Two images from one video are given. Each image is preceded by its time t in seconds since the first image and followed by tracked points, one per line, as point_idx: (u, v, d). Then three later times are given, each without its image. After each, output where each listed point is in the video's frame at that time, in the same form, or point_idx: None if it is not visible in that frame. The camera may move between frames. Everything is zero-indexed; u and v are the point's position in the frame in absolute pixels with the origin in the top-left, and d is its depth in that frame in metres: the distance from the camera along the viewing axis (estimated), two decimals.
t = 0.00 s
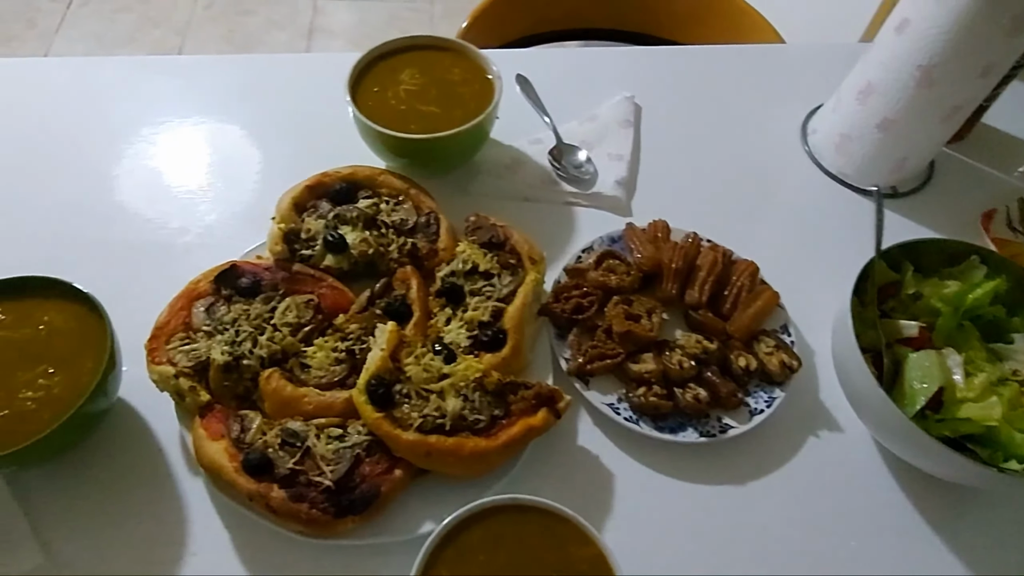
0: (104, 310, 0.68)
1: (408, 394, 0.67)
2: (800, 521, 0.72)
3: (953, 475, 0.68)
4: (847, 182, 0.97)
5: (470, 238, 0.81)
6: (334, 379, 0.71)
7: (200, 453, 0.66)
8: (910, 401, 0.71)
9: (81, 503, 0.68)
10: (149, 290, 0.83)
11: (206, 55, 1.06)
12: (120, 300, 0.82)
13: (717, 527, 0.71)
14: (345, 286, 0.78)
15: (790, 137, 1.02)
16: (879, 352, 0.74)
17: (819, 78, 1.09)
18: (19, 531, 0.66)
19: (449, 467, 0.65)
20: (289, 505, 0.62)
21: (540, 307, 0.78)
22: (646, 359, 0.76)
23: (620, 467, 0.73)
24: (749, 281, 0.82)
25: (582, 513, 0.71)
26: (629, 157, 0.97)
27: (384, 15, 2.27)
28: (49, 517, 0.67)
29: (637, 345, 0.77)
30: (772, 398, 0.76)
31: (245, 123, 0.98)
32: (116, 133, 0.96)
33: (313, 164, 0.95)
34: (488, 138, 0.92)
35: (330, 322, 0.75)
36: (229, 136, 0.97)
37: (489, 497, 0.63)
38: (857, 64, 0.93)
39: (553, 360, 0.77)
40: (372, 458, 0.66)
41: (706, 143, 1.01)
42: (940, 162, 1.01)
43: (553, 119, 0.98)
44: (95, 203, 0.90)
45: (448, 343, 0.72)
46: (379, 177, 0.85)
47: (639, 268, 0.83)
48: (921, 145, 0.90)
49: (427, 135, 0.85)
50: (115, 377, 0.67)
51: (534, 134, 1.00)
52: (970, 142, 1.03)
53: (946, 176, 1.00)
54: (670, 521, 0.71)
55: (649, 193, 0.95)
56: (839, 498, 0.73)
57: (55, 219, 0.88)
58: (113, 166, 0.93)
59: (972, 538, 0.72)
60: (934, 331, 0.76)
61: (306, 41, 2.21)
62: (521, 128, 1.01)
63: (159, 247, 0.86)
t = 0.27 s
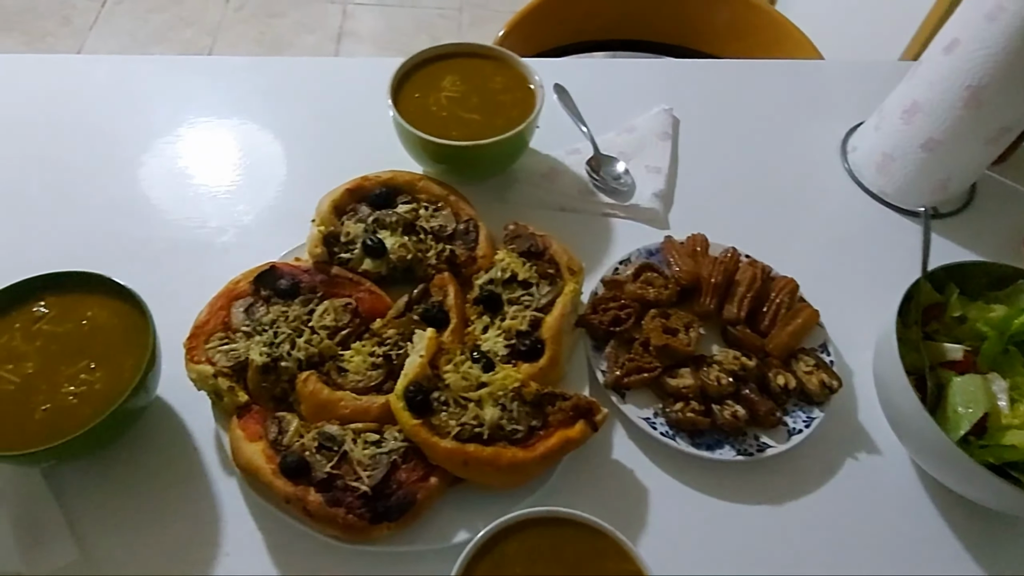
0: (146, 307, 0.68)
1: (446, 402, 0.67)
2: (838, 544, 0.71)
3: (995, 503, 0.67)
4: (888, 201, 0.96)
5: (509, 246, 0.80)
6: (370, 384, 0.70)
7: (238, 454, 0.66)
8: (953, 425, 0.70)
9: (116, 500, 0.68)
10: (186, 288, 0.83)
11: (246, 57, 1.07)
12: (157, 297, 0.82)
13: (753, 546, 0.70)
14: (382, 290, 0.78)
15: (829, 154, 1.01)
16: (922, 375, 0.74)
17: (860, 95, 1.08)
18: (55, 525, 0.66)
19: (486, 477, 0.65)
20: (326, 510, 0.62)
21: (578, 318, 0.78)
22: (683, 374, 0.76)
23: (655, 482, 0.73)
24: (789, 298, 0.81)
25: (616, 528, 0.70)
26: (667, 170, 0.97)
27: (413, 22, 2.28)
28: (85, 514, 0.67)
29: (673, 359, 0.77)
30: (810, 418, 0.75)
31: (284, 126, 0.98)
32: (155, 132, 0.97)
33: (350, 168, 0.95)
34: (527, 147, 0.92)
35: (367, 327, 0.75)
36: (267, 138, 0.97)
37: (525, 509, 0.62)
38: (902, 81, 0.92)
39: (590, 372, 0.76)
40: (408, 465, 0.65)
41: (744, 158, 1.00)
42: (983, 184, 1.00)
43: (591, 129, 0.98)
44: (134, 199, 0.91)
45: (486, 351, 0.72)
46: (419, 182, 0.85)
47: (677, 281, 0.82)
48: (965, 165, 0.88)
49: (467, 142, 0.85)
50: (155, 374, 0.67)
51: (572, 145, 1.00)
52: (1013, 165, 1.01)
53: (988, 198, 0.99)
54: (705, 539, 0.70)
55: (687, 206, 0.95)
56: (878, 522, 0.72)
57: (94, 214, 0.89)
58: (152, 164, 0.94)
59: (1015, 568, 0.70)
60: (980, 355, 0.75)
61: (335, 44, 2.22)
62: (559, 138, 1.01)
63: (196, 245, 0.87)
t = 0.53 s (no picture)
0: (177, 297, 0.69)
1: (474, 401, 0.67)
2: (868, 557, 0.69)
3: None
4: (922, 211, 0.95)
5: (539, 247, 0.80)
6: (397, 381, 0.70)
7: (265, 447, 0.66)
8: (989, 439, 0.68)
9: (142, 490, 0.68)
10: (215, 280, 0.83)
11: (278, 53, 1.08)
12: (185, 289, 0.82)
13: (780, 556, 0.69)
14: (411, 288, 0.78)
15: (863, 162, 1.00)
16: (956, 387, 0.73)
17: (895, 103, 1.06)
18: (82, 513, 0.66)
19: (512, 478, 0.64)
20: (352, 506, 0.62)
21: (606, 321, 0.77)
22: (712, 381, 0.75)
23: (682, 489, 0.72)
24: (821, 306, 0.80)
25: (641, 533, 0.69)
26: (698, 174, 0.96)
27: (439, 22, 2.29)
28: (111, 502, 0.67)
29: (702, 365, 0.76)
30: (841, 428, 0.74)
31: (314, 122, 0.99)
32: (187, 125, 0.98)
33: (379, 165, 0.95)
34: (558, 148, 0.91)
35: (395, 323, 0.74)
36: (298, 134, 0.97)
37: (552, 512, 0.62)
38: (942, 89, 0.90)
39: (617, 375, 0.76)
40: (434, 463, 0.65)
41: (776, 164, 0.99)
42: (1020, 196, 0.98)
43: (621, 131, 0.97)
44: (165, 191, 0.91)
45: (514, 351, 0.71)
46: (450, 181, 0.84)
47: (708, 286, 0.81)
48: (1005, 176, 0.87)
49: (499, 141, 0.85)
50: (184, 365, 0.67)
51: (602, 147, 0.99)
52: None
53: None
54: (731, 548, 0.69)
55: (717, 211, 0.94)
56: (908, 536, 0.71)
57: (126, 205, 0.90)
58: (184, 156, 0.94)
59: None
60: (1016, 368, 0.74)
61: (361, 43, 2.23)
62: (589, 140, 1.00)
63: (225, 238, 0.87)
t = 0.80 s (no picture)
0: (195, 284, 0.68)
1: (491, 393, 0.66)
2: (885, 559, 0.68)
3: None
4: (945, 211, 0.94)
5: (558, 240, 0.80)
6: (413, 372, 0.70)
7: (280, 435, 0.66)
8: (1012, 442, 0.67)
9: (157, 475, 0.68)
10: (232, 268, 0.83)
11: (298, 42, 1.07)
12: (202, 275, 0.82)
13: (796, 556, 0.68)
14: (428, 279, 0.78)
15: (886, 161, 0.99)
16: (979, 390, 0.72)
17: (920, 102, 1.05)
18: (97, 497, 0.66)
19: (528, 471, 0.64)
20: (367, 495, 0.62)
21: (624, 316, 0.77)
22: (731, 378, 0.74)
23: (697, 486, 0.71)
24: (842, 305, 0.79)
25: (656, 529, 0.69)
26: (719, 171, 0.95)
27: (458, 16, 2.28)
28: (126, 487, 0.68)
29: (720, 362, 0.75)
30: (860, 428, 0.73)
31: (334, 112, 0.99)
32: (207, 113, 0.98)
33: (398, 156, 0.95)
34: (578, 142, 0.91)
35: (411, 314, 0.74)
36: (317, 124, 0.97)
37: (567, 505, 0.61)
38: (970, 88, 0.88)
39: (634, 370, 0.75)
40: (449, 454, 0.65)
41: (797, 161, 0.98)
42: None
43: (641, 126, 0.96)
44: (185, 179, 0.91)
45: (531, 344, 0.71)
46: (469, 172, 0.84)
47: (727, 283, 0.80)
48: None
49: (519, 133, 0.84)
50: (201, 351, 0.67)
51: (622, 141, 0.98)
52: None
53: None
54: (747, 546, 0.68)
55: (737, 208, 0.93)
56: (927, 539, 0.70)
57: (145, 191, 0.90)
58: (203, 144, 0.95)
59: None
60: None
61: (379, 36, 2.22)
62: (609, 134, 0.99)
63: (243, 226, 0.87)
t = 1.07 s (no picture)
0: (197, 273, 0.68)
1: (491, 386, 0.66)
2: (884, 557, 0.68)
3: None
4: (950, 209, 0.93)
5: (560, 233, 0.79)
6: (414, 363, 0.70)
7: (280, 426, 0.66)
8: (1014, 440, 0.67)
9: (156, 464, 0.68)
10: (234, 258, 0.83)
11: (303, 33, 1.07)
12: (204, 265, 0.82)
13: (795, 552, 0.68)
14: (430, 271, 0.77)
15: (890, 158, 0.98)
16: (981, 388, 0.71)
17: (926, 99, 1.04)
18: (96, 485, 0.66)
19: (527, 464, 0.64)
20: (366, 487, 0.62)
21: (626, 310, 0.76)
22: (732, 374, 0.74)
23: (697, 481, 0.71)
24: (845, 302, 0.78)
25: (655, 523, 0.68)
26: (723, 166, 0.95)
27: (462, 9, 2.27)
28: (125, 476, 0.68)
29: (722, 358, 0.75)
30: (861, 426, 0.73)
31: (337, 103, 0.98)
32: (210, 102, 0.97)
33: (401, 148, 0.94)
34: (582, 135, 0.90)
35: (413, 306, 0.74)
36: (320, 114, 0.97)
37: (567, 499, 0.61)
38: (976, 86, 0.88)
39: (635, 365, 0.75)
40: (449, 447, 0.65)
41: (802, 157, 0.98)
42: None
43: (645, 120, 0.96)
44: (187, 168, 0.91)
45: (533, 337, 0.71)
46: (472, 164, 0.84)
47: (730, 278, 0.80)
48: None
49: (523, 126, 0.84)
50: (201, 341, 0.67)
51: (626, 136, 0.98)
52: None
53: None
54: (745, 542, 0.68)
55: (740, 204, 0.92)
56: (926, 537, 0.70)
57: (147, 180, 0.90)
58: (205, 133, 0.94)
59: None
60: None
61: (383, 28, 2.22)
62: (613, 128, 0.99)
63: (245, 216, 0.87)
